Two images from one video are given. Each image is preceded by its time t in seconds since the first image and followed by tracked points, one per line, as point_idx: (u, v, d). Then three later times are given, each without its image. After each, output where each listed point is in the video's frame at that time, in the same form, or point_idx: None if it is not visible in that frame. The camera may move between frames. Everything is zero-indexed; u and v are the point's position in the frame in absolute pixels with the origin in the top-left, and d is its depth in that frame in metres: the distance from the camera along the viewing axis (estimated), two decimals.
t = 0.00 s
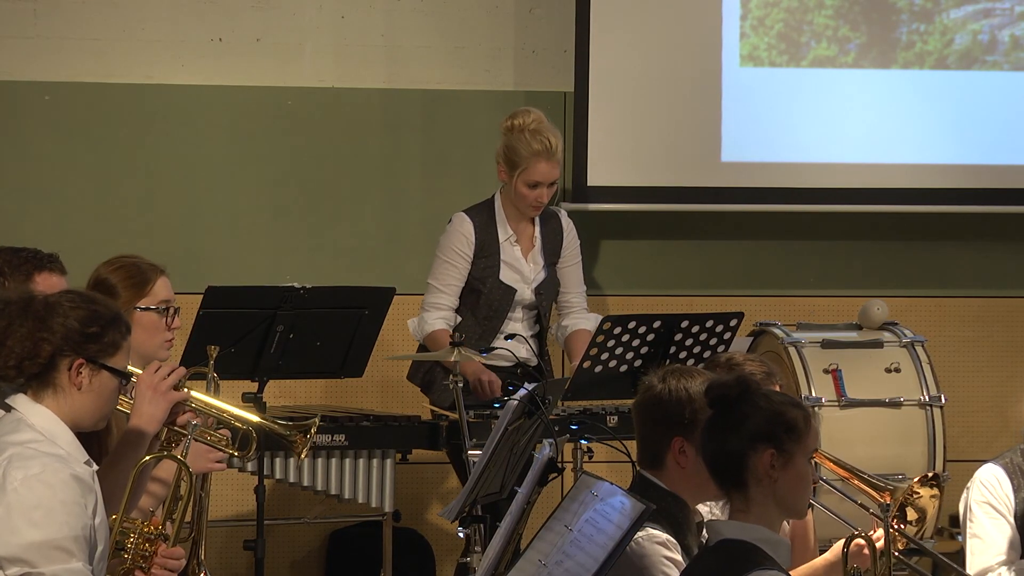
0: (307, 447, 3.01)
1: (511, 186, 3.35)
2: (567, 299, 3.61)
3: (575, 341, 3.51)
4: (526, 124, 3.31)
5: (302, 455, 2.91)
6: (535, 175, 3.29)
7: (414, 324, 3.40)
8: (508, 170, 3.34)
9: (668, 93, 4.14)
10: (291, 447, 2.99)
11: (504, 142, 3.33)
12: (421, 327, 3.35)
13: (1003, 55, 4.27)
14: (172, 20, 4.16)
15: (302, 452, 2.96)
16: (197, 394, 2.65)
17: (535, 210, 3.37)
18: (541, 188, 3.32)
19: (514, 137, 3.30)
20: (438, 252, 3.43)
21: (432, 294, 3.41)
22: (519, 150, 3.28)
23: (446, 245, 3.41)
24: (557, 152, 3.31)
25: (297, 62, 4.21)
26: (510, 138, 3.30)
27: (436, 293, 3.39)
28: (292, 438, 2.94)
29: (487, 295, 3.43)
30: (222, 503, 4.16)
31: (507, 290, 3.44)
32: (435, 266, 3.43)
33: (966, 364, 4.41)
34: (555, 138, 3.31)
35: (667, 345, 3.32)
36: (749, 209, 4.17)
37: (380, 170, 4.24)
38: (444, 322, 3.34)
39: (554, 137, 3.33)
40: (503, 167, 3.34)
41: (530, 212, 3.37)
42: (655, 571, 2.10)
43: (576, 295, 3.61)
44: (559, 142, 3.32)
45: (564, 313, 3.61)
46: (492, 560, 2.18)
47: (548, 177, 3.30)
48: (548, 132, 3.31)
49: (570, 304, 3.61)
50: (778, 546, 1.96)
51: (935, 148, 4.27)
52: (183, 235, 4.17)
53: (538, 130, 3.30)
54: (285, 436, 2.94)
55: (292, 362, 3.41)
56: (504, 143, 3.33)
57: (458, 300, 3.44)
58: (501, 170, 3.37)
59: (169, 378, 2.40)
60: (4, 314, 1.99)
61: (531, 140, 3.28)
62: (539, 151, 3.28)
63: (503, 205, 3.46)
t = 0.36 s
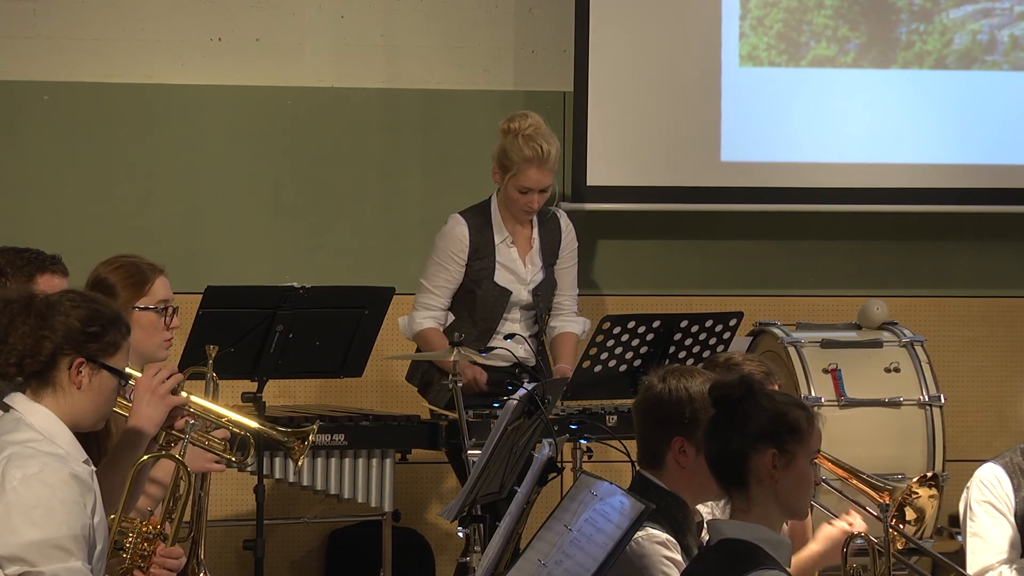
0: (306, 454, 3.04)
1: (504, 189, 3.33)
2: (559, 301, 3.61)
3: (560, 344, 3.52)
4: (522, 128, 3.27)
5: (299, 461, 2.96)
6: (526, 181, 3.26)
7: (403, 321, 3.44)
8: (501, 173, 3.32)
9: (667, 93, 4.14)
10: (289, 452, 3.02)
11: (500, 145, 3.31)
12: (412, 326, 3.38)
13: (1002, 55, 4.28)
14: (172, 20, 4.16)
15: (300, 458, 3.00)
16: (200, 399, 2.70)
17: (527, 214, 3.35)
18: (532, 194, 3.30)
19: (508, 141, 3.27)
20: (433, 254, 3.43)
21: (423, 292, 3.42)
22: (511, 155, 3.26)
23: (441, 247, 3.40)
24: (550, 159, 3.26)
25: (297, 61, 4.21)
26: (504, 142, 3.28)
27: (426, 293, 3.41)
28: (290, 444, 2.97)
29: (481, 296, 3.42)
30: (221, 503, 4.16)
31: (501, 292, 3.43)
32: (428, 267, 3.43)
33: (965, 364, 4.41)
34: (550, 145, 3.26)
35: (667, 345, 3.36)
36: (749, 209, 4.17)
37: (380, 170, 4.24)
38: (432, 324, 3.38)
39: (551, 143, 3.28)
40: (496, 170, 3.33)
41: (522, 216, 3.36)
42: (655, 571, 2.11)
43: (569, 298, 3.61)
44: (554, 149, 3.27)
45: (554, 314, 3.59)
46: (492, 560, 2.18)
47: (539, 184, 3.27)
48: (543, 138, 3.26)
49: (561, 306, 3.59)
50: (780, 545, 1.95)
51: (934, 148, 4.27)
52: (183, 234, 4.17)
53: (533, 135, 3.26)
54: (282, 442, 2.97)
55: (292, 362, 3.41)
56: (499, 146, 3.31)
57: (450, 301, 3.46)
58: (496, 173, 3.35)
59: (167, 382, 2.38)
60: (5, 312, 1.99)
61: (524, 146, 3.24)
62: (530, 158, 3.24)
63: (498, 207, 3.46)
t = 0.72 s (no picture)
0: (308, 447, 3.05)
1: (507, 188, 3.32)
2: (562, 300, 3.61)
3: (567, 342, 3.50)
4: (520, 125, 3.28)
5: (303, 453, 2.96)
6: (531, 176, 3.26)
7: (398, 315, 3.43)
8: (503, 171, 3.31)
9: (668, 92, 4.14)
10: (291, 447, 3.04)
11: (499, 145, 3.30)
12: (405, 319, 3.38)
13: (1003, 53, 4.27)
14: (173, 19, 4.16)
15: (302, 452, 3.01)
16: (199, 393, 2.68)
17: (533, 210, 3.34)
18: (538, 189, 3.29)
19: (509, 139, 3.26)
20: (429, 248, 3.42)
21: (418, 287, 3.42)
22: (514, 152, 3.25)
23: (438, 243, 3.39)
24: (551, 152, 3.27)
25: (298, 60, 4.20)
26: (504, 140, 3.27)
27: (420, 288, 3.40)
28: (292, 437, 2.98)
29: (476, 294, 3.41)
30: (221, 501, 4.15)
31: (496, 289, 3.42)
32: (424, 261, 3.42)
33: (966, 362, 4.41)
34: (549, 137, 3.26)
35: (668, 343, 3.39)
36: (750, 207, 4.16)
37: (381, 168, 4.23)
38: (427, 316, 3.37)
39: (549, 136, 3.29)
40: (498, 169, 3.32)
41: (528, 212, 3.35)
42: (656, 570, 2.12)
43: (571, 296, 3.60)
44: (554, 142, 3.27)
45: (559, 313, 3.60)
46: (492, 559, 2.18)
47: (544, 178, 3.26)
48: (543, 132, 3.27)
49: (565, 305, 3.60)
50: (782, 545, 1.95)
51: (935, 146, 4.27)
52: (183, 232, 4.17)
53: (531, 130, 3.26)
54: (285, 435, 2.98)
55: (292, 360, 3.41)
56: (499, 144, 3.30)
57: (444, 296, 3.45)
58: (498, 173, 3.34)
59: (169, 378, 2.38)
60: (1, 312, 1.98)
61: (525, 141, 3.24)
62: (533, 152, 3.24)
63: (497, 205, 3.45)
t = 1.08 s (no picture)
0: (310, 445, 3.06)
1: (508, 183, 3.33)
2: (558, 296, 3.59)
3: (559, 337, 3.54)
4: (526, 123, 3.28)
5: (304, 450, 2.96)
6: (531, 175, 3.26)
7: (399, 310, 3.43)
8: (505, 168, 3.31)
9: (671, 87, 4.13)
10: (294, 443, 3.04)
11: (502, 141, 3.30)
12: (406, 314, 3.38)
13: (1006, 48, 4.27)
14: (176, 14, 4.16)
15: (305, 448, 3.03)
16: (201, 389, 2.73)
17: (531, 208, 3.35)
18: (538, 188, 3.29)
19: (512, 136, 3.26)
20: (431, 243, 3.41)
21: (420, 282, 3.42)
22: (516, 150, 3.25)
23: (440, 239, 3.39)
24: (554, 153, 3.26)
25: (300, 55, 4.20)
26: (508, 137, 3.27)
27: (422, 283, 3.40)
28: (296, 434, 2.99)
29: (480, 290, 3.40)
30: (223, 496, 4.14)
31: (500, 286, 3.41)
32: (426, 256, 3.42)
33: (968, 357, 4.41)
34: (554, 138, 3.25)
35: (671, 338, 3.40)
36: (753, 203, 4.16)
37: (384, 164, 4.23)
38: (427, 313, 3.37)
39: (554, 137, 3.28)
40: (500, 165, 3.32)
41: (525, 209, 3.35)
42: (659, 565, 2.17)
43: (568, 291, 3.59)
44: (557, 142, 3.26)
45: (553, 308, 3.59)
46: (495, 555, 2.20)
47: (544, 178, 3.27)
48: (547, 132, 3.26)
49: (561, 300, 3.59)
50: (782, 540, 1.95)
51: (937, 141, 4.26)
52: (186, 228, 4.16)
53: (536, 130, 3.26)
54: (287, 432, 2.99)
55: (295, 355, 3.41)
56: (502, 141, 3.30)
57: (446, 293, 3.45)
58: (500, 168, 3.34)
59: (171, 374, 2.43)
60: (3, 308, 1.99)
61: (528, 140, 3.23)
62: (535, 152, 3.23)
63: (500, 200, 3.44)
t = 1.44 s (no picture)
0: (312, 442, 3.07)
1: (515, 177, 3.32)
2: (566, 293, 3.58)
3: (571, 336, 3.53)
4: (531, 116, 3.27)
5: (308, 448, 2.97)
6: (538, 166, 3.25)
7: (407, 307, 3.44)
8: (512, 161, 3.31)
9: (675, 83, 4.13)
10: (297, 441, 3.05)
11: (509, 134, 3.30)
12: (415, 312, 3.38)
13: (1010, 45, 4.26)
14: (180, 10, 4.16)
15: (307, 446, 3.03)
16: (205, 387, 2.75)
17: (540, 202, 3.34)
18: (546, 180, 3.29)
19: (518, 129, 3.26)
20: (438, 241, 3.41)
21: (427, 280, 3.42)
22: (523, 142, 3.24)
23: (448, 236, 3.39)
24: (561, 143, 3.27)
25: (305, 51, 4.19)
26: (514, 130, 3.27)
27: (430, 281, 3.40)
28: (297, 432, 2.99)
29: (486, 287, 3.40)
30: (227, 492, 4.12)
31: (505, 283, 3.40)
32: (433, 254, 3.42)
33: (972, 353, 4.40)
34: (559, 128, 3.27)
35: (675, 335, 3.42)
36: (757, 199, 4.15)
37: (388, 160, 4.22)
38: (437, 311, 3.38)
39: (559, 128, 3.29)
40: (507, 159, 3.31)
41: (535, 202, 3.34)
42: (662, 561, 2.19)
43: (575, 289, 3.58)
44: (564, 133, 3.27)
45: (561, 305, 3.58)
46: (497, 551, 2.26)
47: (552, 169, 3.26)
48: (553, 124, 3.27)
49: (568, 298, 3.57)
50: (784, 536, 1.98)
51: (941, 137, 4.25)
52: (191, 224, 4.16)
53: (542, 121, 3.26)
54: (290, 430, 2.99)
55: (299, 351, 3.41)
56: (509, 134, 3.30)
57: (454, 290, 3.45)
58: (506, 162, 3.34)
59: (174, 372, 2.46)
60: (8, 306, 2.00)
61: (535, 132, 3.24)
62: (542, 143, 3.23)
63: (506, 196, 3.43)
